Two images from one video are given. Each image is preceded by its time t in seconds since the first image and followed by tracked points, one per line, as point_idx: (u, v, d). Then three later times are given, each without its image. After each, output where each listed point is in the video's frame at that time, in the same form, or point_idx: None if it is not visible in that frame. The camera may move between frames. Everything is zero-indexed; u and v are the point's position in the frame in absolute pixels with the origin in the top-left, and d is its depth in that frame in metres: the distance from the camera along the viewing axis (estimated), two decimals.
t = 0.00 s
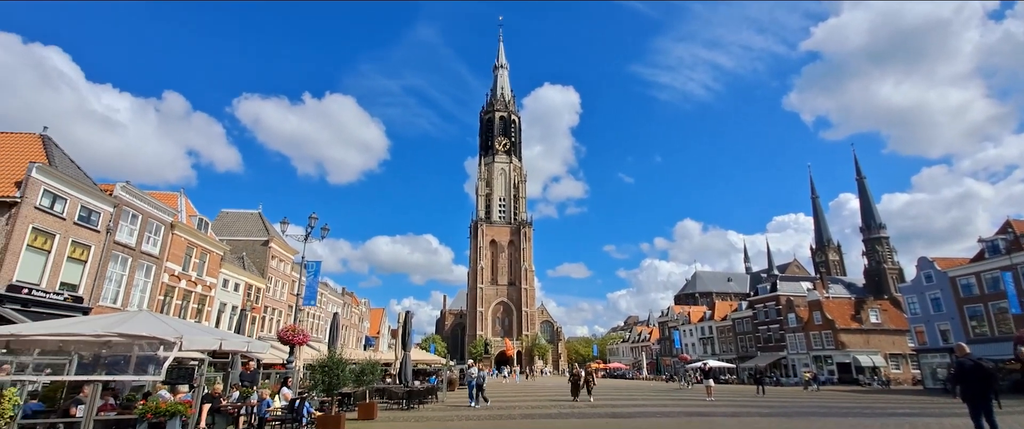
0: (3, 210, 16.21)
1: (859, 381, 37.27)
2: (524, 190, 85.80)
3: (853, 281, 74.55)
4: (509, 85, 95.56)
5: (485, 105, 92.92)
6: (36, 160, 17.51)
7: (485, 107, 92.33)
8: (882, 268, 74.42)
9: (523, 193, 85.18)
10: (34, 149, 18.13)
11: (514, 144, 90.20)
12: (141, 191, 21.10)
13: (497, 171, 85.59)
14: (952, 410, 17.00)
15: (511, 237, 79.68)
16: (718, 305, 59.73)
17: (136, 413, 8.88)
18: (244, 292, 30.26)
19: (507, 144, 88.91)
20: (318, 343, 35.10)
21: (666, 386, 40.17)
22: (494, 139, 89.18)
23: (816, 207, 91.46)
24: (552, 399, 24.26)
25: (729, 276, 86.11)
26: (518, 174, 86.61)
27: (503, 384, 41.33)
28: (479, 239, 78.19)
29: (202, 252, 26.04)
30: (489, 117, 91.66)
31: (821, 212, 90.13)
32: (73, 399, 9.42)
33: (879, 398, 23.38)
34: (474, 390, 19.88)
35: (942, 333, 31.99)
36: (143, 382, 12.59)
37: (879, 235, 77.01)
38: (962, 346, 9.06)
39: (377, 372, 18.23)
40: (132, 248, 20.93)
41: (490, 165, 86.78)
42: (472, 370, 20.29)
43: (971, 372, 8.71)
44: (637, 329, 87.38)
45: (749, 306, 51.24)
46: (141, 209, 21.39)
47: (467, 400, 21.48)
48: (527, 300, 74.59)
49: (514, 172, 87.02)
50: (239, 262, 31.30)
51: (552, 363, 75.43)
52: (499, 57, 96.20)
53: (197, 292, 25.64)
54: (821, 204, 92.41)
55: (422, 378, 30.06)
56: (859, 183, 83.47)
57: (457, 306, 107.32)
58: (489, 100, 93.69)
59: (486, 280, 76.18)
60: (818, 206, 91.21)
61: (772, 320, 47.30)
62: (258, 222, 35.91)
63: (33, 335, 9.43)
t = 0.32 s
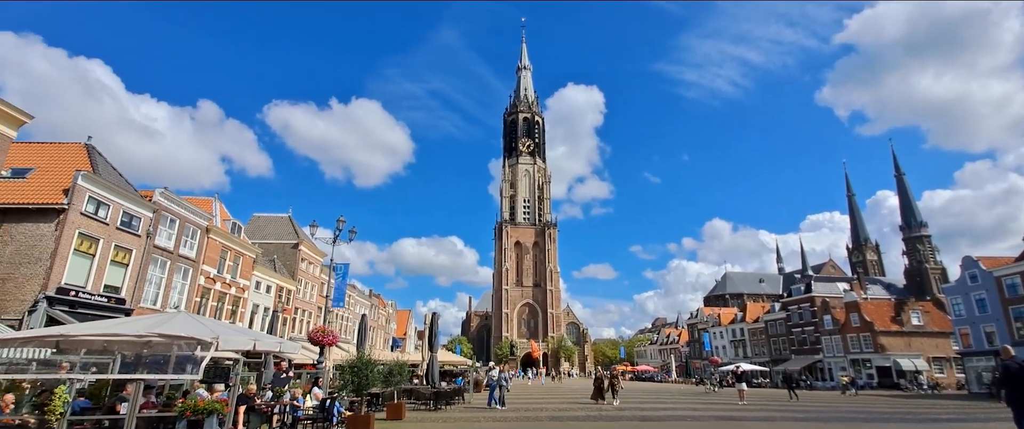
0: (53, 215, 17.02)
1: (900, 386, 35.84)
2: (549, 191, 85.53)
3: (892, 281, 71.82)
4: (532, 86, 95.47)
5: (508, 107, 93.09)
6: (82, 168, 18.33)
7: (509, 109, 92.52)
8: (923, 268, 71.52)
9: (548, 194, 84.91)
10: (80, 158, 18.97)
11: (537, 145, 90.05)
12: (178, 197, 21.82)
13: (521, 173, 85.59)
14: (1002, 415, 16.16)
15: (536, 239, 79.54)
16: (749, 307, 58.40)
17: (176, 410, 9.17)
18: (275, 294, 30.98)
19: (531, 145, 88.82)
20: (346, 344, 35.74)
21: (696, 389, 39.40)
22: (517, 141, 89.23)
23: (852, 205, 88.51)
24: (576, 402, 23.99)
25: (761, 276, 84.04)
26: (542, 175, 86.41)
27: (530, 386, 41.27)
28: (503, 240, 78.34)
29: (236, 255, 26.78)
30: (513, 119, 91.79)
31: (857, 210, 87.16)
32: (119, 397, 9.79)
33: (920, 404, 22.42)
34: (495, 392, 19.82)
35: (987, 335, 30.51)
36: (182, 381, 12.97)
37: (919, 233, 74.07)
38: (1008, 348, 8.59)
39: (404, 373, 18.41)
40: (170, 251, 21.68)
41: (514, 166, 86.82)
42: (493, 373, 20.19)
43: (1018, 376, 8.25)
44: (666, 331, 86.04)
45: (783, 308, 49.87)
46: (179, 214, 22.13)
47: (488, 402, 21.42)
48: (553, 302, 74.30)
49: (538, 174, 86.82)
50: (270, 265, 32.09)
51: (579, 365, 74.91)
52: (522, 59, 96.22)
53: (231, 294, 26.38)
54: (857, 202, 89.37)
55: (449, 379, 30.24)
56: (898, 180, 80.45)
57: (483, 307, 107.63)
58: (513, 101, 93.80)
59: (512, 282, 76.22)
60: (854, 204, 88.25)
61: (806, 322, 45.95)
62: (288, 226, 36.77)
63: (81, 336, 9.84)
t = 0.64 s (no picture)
0: (109, 220, 17.97)
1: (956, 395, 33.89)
2: (580, 192, 84.97)
3: (946, 284, 68.01)
4: (563, 88, 95.12)
5: (539, 109, 93.11)
6: (135, 175, 19.29)
7: (540, 111, 92.51)
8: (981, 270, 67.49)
9: (579, 195, 84.30)
10: (132, 165, 19.96)
11: (569, 146, 89.66)
12: (223, 202, 22.69)
13: (552, 174, 85.36)
14: None
15: (568, 241, 79.08)
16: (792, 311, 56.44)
17: (222, 407, 9.49)
18: (313, 295, 31.80)
19: (562, 147, 88.46)
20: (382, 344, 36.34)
21: (734, 395, 38.28)
22: (549, 143, 89.06)
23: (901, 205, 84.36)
24: (605, 405, 23.56)
25: (803, 279, 81.00)
26: (574, 177, 85.87)
27: (563, 389, 40.91)
28: (535, 243, 78.27)
29: (276, 258, 27.65)
30: (544, 120, 91.80)
31: (908, 209, 82.99)
32: (168, 393, 10.20)
33: (976, 413, 21.15)
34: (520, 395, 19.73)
35: None
36: (228, 379, 13.43)
37: (976, 234, 69.99)
38: None
39: (437, 375, 18.53)
40: (215, 254, 22.54)
41: (545, 168, 86.71)
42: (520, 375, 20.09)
43: None
44: (702, 335, 83.97)
45: (828, 312, 47.97)
46: (223, 218, 23.00)
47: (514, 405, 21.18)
48: (585, 304, 73.59)
49: (570, 175, 86.31)
50: (308, 267, 33.01)
51: (612, 369, 73.98)
52: (552, 60, 96.07)
53: (272, 295, 27.22)
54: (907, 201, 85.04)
55: (482, 381, 30.33)
56: (951, 178, 76.27)
57: (515, 309, 107.66)
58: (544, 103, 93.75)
59: (543, 284, 76.03)
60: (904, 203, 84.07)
61: (853, 327, 44.04)
62: (325, 229, 37.72)
63: (134, 335, 10.31)
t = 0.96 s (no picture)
0: (151, 227, 18.70)
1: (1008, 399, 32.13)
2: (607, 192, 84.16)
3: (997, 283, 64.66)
4: (588, 87, 94.46)
5: (564, 109, 92.75)
6: (174, 183, 20.03)
7: (565, 111, 92.15)
8: None
9: (606, 195, 83.50)
10: (172, 173, 20.74)
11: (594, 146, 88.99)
12: (257, 207, 23.34)
13: (578, 175, 84.88)
14: None
15: (595, 241, 78.45)
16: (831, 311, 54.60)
17: (259, 406, 9.73)
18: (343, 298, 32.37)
19: (587, 147, 87.82)
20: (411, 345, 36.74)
21: (770, 398, 37.20)
22: (574, 143, 88.60)
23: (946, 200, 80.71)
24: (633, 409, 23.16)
25: (842, 279, 78.21)
26: (600, 177, 85.13)
27: (593, 391, 40.51)
28: (561, 244, 77.91)
29: (307, 261, 28.28)
30: (568, 120, 91.43)
31: (953, 204, 79.32)
32: (209, 393, 10.52)
33: None
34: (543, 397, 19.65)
35: None
36: (264, 380, 13.77)
37: None
38: None
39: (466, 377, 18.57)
40: (250, 258, 23.20)
41: (570, 169, 86.27)
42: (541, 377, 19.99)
43: None
44: (735, 337, 81.96)
45: (869, 313, 46.22)
46: (257, 224, 23.66)
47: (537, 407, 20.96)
48: (613, 306, 72.78)
49: (596, 175, 85.54)
50: (338, 270, 33.65)
51: (642, 371, 72.95)
52: (576, 60, 95.60)
53: (304, 298, 27.85)
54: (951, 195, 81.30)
55: (510, 383, 30.28)
56: (999, 170, 72.62)
57: (542, 311, 107.35)
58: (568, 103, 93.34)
59: (571, 286, 75.58)
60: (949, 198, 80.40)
61: (897, 328, 42.29)
62: (354, 232, 38.37)
63: (177, 336, 10.69)
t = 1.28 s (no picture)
0: (183, 232, 19.27)
1: None
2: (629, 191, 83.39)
3: None
4: (607, 86, 93.84)
5: (584, 109, 92.31)
6: (205, 190, 20.60)
7: (584, 110, 91.70)
8: None
9: (628, 194, 82.72)
10: (202, 180, 21.32)
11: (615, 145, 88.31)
12: (283, 212, 23.82)
13: (599, 174, 84.33)
14: None
15: (617, 241, 77.81)
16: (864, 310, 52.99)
17: (289, 407, 9.91)
18: (368, 300, 32.77)
19: (608, 146, 87.17)
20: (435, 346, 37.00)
21: (801, 399, 36.29)
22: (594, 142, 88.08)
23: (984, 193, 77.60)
24: (657, 410, 22.87)
25: (876, 276, 75.84)
26: (621, 176, 84.40)
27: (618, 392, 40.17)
28: (583, 244, 77.51)
29: (332, 264, 28.73)
30: (589, 120, 90.93)
31: (992, 197, 76.23)
32: (240, 394, 10.75)
33: None
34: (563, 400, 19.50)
35: None
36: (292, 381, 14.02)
37: None
38: None
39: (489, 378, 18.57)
40: (277, 261, 23.69)
41: (591, 168, 85.80)
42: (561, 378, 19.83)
43: None
44: (764, 337, 80.21)
45: (905, 311, 44.69)
46: (283, 228, 24.14)
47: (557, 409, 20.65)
48: (637, 306, 72.04)
49: (617, 174, 84.77)
50: (362, 273, 34.10)
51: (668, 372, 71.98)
52: (595, 59, 95.10)
53: (330, 300, 28.29)
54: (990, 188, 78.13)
55: (534, 384, 30.18)
56: None
57: (565, 311, 106.86)
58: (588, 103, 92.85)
59: (594, 286, 75.07)
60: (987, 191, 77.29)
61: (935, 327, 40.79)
62: (377, 235, 38.83)
63: (210, 338, 10.98)
